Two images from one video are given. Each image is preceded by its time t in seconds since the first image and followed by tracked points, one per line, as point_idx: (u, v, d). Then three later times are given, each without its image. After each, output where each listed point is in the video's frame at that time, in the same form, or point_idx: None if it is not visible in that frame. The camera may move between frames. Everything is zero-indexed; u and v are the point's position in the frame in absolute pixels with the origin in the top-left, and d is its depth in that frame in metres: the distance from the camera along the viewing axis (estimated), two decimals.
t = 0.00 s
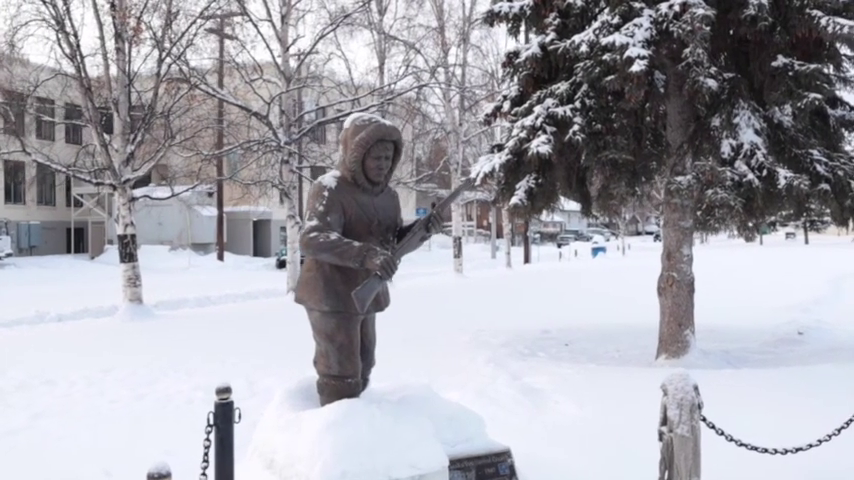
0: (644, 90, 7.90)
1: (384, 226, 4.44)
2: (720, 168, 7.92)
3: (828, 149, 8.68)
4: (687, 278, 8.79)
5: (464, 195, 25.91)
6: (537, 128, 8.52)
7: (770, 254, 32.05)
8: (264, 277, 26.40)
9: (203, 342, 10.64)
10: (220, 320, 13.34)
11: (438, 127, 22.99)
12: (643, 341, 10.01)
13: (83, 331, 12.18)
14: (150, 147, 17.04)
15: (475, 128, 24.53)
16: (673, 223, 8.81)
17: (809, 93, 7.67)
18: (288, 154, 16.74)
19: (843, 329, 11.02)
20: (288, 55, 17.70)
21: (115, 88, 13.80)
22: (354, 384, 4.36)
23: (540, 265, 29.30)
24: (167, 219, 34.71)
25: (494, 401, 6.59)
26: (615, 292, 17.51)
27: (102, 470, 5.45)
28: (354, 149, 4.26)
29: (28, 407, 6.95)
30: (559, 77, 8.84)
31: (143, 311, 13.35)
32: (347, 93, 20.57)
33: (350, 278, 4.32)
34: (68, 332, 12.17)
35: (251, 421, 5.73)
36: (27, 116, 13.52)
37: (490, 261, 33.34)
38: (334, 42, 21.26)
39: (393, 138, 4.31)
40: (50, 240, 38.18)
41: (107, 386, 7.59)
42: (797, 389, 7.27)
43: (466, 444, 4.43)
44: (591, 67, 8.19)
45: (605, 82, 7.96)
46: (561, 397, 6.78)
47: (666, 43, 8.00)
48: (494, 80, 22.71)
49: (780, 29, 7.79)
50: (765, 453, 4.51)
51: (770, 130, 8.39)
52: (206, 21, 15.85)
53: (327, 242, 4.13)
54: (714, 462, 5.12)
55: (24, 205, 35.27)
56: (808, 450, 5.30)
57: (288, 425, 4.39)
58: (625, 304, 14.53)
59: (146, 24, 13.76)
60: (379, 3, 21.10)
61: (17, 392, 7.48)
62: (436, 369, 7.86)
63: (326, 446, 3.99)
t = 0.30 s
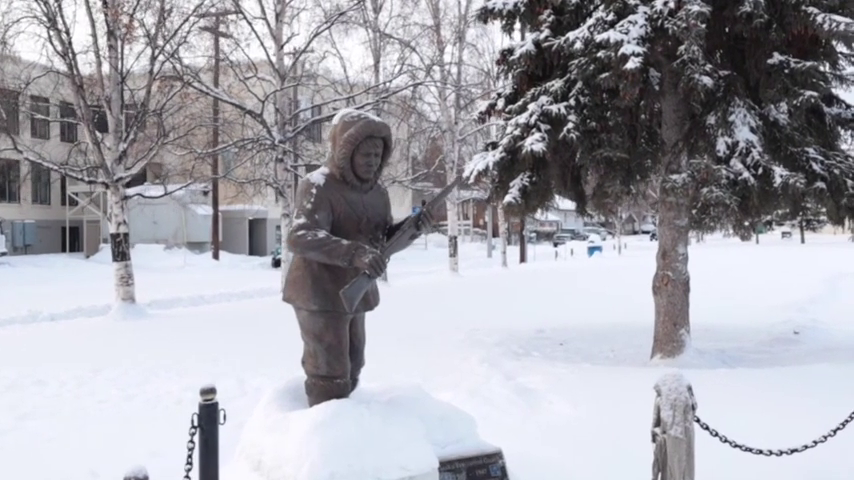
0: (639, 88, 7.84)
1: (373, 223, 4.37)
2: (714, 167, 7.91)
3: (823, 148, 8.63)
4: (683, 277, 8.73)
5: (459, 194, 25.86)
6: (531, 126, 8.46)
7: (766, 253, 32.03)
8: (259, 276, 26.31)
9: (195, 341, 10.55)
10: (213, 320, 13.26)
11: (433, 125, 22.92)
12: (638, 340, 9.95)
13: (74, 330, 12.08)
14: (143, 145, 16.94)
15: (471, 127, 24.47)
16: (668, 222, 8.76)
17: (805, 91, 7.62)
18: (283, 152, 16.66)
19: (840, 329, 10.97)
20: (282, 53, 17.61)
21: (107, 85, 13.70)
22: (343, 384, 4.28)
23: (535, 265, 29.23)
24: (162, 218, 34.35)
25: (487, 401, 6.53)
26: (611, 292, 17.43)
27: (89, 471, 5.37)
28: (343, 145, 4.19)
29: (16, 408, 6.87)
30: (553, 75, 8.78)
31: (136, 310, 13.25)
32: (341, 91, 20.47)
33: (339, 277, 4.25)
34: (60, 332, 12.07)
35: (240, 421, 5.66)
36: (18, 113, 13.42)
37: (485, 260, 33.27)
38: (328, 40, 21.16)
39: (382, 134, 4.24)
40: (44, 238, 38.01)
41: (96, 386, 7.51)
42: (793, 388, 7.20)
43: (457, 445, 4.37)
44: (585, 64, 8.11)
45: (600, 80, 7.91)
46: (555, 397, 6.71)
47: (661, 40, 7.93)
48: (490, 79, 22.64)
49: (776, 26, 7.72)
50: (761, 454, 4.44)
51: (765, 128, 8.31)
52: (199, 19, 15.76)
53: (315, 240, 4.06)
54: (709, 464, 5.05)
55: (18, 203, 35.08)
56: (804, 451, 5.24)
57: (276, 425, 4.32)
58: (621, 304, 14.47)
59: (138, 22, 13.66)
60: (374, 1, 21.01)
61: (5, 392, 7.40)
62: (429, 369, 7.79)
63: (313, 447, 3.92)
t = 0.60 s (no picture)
0: (637, 86, 7.74)
1: (365, 223, 4.26)
2: (714, 166, 7.78)
3: (824, 147, 8.53)
4: (681, 277, 8.63)
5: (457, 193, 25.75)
6: (528, 124, 8.37)
7: (766, 253, 31.93)
8: (256, 275, 26.21)
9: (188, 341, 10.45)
10: (207, 319, 13.16)
11: (431, 124, 22.80)
12: (636, 341, 9.86)
13: (68, 328, 11.98)
14: (138, 143, 16.83)
15: (469, 125, 24.37)
16: (667, 222, 8.66)
17: (806, 90, 7.53)
18: (279, 150, 16.54)
19: (840, 330, 10.87)
20: (279, 51, 17.50)
21: (102, 82, 13.58)
22: (333, 387, 4.19)
23: (534, 264, 29.14)
24: (159, 216, 34.40)
25: (481, 404, 6.43)
26: (609, 292, 17.33)
27: (75, 473, 5.28)
28: (334, 143, 4.10)
29: (3, 408, 6.77)
30: (551, 73, 8.68)
31: (129, 308, 13.15)
32: (339, 89, 20.36)
33: (329, 277, 4.15)
34: (52, 330, 11.97)
35: (230, 423, 5.56)
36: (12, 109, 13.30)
37: (483, 260, 33.19)
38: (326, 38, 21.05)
39: (375, 132, 4.14)
40: (41, 236, 37.90)
41: (86, 386, 7.41)
42: (792, 391, 7.11)
43: (450, 450, 4.27)
44: (583, 62, 8.02)
45: (598, 78, 7.81)
46: (551, 400, 6.62)
47: (660, 38, 7.82)
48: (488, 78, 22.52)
49: (776, 25, 7.63)
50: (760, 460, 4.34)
51: (765, 127, 8.20)
52: (196, 15, 15.64)
53: (305, 239, 3.96)
54: (707, 470, 4.95)
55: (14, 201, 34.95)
56: (804, 457, 5.14)
57: (265, 429, 4.22)
58: (619, 304, 14.37)
59: (134, 18, 13.54)
60: None
61: None
62: (423, 371, 7.70)
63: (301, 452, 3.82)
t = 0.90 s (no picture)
0: (636, 85, 7.61)
1: (355, 223, 4.14)
2: (714, 167, 7.65)
3: (825, 148, 8.42)
4: (680, 279, 8.52)
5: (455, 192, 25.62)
6: (525, 123, 8.27)
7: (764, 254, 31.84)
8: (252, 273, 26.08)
9: (181, 341, 10.31)
10: (201, 317, 13.02)
11: (429, 122, 22.68)
12: (633, 343, 9.75)
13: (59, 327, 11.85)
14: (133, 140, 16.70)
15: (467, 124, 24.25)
16: (665, 223, 8.55)
17: (807, 90, 7.42)
18: (276, 148, 16.40)
19: (839, 333, 10.76)
20: (276, 48, 17.37)
21: (96, 78, 13.44)
22: (320, 392, 4.06)
23: (531, 264, 29.03)
24: (156, 214, 34.32)
25: (475, 407, 6.31)
26: (606, 293, 17.23)
27: (58, 476, 5.17)
28: (323, 141, 3.98)
29: None
30: (549, 71, 8.56)
31: (122, 307, 13.01)
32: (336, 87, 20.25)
33: (317, 279, 4.04)
34: (43, 329, 11.84)
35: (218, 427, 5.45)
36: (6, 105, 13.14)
37: (481, 259, 33.10)
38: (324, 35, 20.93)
39: (365, 129, 4.02)
40: (37, 232, 37.75)
41: (74, 387, 7.28)
42: (792, 396, 6.99)
43: (442, 457, 4.15)
44: (581, 60, 7.88)
45: (596, 76, 7.69)
46: (546, 404, 6.50)
47: (660, 36, 7.70)
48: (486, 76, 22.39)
49: (777, 23, 7.51)
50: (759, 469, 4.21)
51: (766, 127, 8.08)
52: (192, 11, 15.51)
53: (293, 240, 3.84)
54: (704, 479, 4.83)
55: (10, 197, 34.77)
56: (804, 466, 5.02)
57: (250, 434, 4.10)
58: (617, 305, 14.26)
59: (128, 14, 13.41)
60: None
61: None
62: (417, 373, 7.58)
63: (286, 459, 3.70)
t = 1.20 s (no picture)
0: (635, 83, 7.49)
1: (344, 222, 4.02)
2: (713, 166, 7.52)
3: (826, 148, 8.30)
4: (678, 280, 8.41)
5: (453, 191, 25.50)
6: (522, 121, 8.15)
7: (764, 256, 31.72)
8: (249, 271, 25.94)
9: (174, 340, 10.18)
10: (195, 316, 12.89)
11: (428, 120, 22.56)
12: (631, 345, 9.63)
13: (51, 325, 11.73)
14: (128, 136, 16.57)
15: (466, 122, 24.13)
16: (664, 223, 8.42)
17: (809, 89, 7.29)
18: (272, 145, 16.27)
19: (839, 336, 10.65)
20: (273, 45, 17.24)
21: (90, 74, 13.31)
22: (306, 396, 3.94)
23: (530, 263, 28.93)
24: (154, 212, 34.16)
25: (468, 410, 6.19)
26: (605, 293, 17.12)
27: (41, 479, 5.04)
28: (311, 137, 3.86)
29: None
30: (547, 68, 8.44)
31: (115, 305, 12.87)
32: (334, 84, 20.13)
33: (305, 280, 3.91)
34: (35, 326, 11.71)
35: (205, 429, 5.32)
36: None
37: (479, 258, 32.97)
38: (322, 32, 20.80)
39: (354, 125, 3.90)
40: (35, 229, 37.64)
41: (62, 387, 7.16)
42: (791, 400, 6.87)
43: (431, 463, 4.02)
44: (579, 57, 7.78)
45: (594, 73, 7.56)
46: (541, 407, 6.37)
47: (660, 33, 7.59)
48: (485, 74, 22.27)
49: (779, 21, 7.38)
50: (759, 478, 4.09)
51: (766, 127, 7.95)
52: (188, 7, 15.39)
53: (278, 239, 3.72)
54: None
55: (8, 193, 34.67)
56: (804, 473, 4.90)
57: (234, 439, 3.98)
58: (616, 305, 14.14)
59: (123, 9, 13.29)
60: None
61: None
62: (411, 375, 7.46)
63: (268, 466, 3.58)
